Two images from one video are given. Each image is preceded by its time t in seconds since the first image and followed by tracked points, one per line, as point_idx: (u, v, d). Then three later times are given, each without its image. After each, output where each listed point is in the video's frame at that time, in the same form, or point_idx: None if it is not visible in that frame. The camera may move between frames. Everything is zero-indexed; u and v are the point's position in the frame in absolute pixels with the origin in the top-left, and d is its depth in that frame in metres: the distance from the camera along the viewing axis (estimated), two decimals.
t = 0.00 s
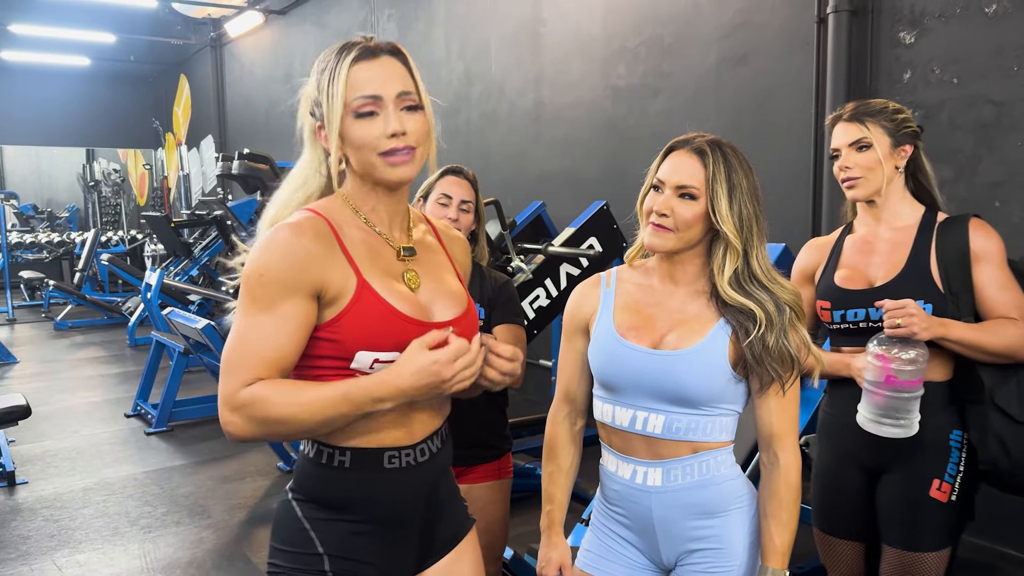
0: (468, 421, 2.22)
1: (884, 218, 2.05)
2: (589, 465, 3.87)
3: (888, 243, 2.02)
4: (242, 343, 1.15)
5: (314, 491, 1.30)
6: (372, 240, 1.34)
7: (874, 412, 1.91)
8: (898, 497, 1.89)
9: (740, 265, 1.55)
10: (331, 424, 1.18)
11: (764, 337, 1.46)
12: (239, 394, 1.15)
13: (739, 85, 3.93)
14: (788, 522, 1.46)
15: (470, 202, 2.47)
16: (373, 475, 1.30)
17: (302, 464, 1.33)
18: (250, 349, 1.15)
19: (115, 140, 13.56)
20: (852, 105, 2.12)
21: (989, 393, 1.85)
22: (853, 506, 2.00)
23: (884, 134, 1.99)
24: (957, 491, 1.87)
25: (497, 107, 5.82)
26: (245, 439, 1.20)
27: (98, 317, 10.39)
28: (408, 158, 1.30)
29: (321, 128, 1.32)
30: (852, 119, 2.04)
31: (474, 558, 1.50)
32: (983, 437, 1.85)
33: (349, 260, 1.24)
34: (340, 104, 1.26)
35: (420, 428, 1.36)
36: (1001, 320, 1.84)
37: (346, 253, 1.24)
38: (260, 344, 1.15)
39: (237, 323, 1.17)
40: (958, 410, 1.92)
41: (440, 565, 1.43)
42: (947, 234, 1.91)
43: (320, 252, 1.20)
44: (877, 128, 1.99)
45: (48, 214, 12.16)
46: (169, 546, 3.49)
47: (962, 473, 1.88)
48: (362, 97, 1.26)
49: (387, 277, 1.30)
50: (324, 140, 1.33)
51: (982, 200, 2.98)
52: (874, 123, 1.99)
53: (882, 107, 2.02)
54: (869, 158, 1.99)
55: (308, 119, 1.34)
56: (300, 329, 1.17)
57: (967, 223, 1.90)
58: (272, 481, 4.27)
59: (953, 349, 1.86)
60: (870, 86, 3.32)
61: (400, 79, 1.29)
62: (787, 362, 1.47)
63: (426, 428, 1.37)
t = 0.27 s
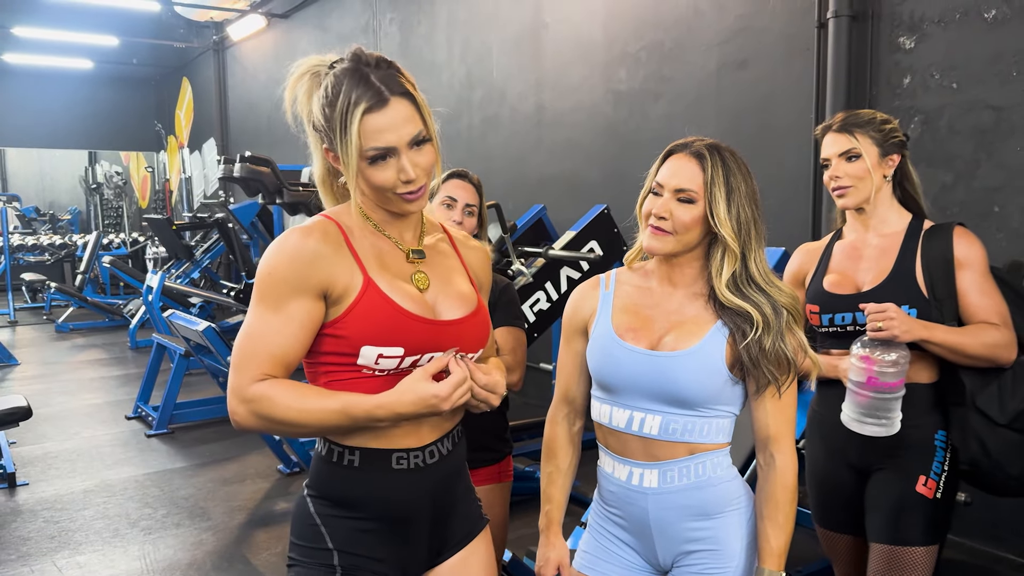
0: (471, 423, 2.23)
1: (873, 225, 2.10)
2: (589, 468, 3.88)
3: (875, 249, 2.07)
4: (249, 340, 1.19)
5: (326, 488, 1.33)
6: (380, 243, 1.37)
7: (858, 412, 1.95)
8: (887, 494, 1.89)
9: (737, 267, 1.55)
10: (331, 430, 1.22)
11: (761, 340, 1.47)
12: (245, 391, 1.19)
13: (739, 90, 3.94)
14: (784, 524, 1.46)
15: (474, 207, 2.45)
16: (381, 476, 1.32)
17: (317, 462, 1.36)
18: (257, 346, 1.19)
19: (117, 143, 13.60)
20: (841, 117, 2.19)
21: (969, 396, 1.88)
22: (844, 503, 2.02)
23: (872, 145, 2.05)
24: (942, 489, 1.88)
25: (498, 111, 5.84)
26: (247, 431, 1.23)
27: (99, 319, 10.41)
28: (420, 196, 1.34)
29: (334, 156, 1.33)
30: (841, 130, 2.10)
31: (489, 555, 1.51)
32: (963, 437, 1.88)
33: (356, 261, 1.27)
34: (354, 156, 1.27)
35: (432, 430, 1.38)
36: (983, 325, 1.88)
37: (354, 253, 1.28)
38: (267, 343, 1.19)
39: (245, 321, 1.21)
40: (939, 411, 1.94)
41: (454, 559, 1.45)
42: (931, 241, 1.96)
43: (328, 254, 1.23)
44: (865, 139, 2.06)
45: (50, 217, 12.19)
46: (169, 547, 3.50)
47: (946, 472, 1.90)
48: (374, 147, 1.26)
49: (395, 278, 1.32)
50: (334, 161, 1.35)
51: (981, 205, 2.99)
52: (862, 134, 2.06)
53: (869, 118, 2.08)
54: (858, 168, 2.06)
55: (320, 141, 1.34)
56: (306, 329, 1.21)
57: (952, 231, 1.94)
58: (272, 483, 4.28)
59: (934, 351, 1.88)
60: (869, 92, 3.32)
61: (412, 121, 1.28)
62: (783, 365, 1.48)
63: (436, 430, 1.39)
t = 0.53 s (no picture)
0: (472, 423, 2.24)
1: (869, 229, 2.11)
2: (589, 468, 3.88)
3: (872, 253, 2.08)
4: (254, 339, 1.19)
5: (331, 483, 1.33)
6: (383, 240, 1.37)
7: (855, 412, 1.97)
8: (881, 489, 1.88)
9: (737, 268, 1.56)
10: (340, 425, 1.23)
11: (759, 340, 1.47)
12: (251, 389, 1.18)
13: (740, 92, 3.95)
14: (781, 524, 1.46)
15: (479, 207, 2.46)
16: (387, 472, 1.32)
17: (323, 457, 1.36)
18: (262, 345, 1.18)
19: (119, 143, 13.62)
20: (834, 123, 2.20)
21: (966, 397, 1.91)
22: (841, 500, 2.03)
23: (867, 149, 2.06)
24: (936, 484, 1.87)
25: (499, 113, 5.85)
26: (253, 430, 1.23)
27: (100, 319, 10.42)
28: (424, 191, 1.34)
29: (343, 146, 1.33)
30: (835, 136, 2.12)
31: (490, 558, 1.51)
32: (960, 437, 1.91)
33: (359, 256, 1.27)
34: (367, 146, 1.28)
35: (437, 426, 1.39)
36: (979, 329, 1.89)
37: (357, 250, 1.28)
38: (273, 340, 1.19)
39: (250, 320, 1.20)
40: (936, 411, 1.95)
41: (457, 559, 1.45)
42: (926, 246, 1.96)
43: (332, 251, 1.23)
44: (860, 144, 2.07)
45: (52, 217, 12.20)
46: (170, 547, 3.50)
47: (941, 469, 1.90)
48: (386, 138, 1.27)
49: (397, 274, 1.33)
50: (342, 153, 1.34)
51: (981, 208, 2.99)
52: (857, 138, 2.07)
53: (863, 123, 2.10)
54: (854, 172, 2.07)
55: (331, 130, 1.34)
56: (312, 326, 1.21)
57: (947, 236, 1.95)
58: (273, 483, 4.28)
59: (936, 357, 1.90)
60: (870, 94, 3.33)
61: (424, 116, 1.29)
62: (781, 365, 1.48)
63: (441, 427, 1.40)
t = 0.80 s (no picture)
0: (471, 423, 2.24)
1: (870, 232, 2.11)
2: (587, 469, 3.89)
3: (873, 255, 2.08)
4: (251, 338, 1.18)
5: (328, 481, 1.33)
6: (381, 238, 1.37)
7: (857, 415, 1.97)
8: (878, 492, 1.90)
9: (739, 260, 1.58)
10: (340, 428, 1.22)
11: (758, 328, 1.48)
12: (248, 388, 1.18)
13: (739, 93, 3.96)
14: (779, 521, 1.47)
15: (477, 207, 2.45)
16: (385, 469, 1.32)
17: (320, 454, 1.36)
18: (259, 344, 1.18)
19: (120, 143, 13.63)
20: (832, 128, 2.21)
21: (959, 400, 1.90)
22: (837, 500, 2.04)
23: (864, 153, 2.07)
24: (933, 489, 1.88)
25: (499, 113, 5.85)
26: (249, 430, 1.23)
27: (100, 319, 10.42)
28: (426, 184, 1.33)
29: (347, 135, 1.33)
30: (832, 142, 2.12)
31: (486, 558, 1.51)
32: (952, 440, 1.89)
33: (357, 256, 1.27)
34: (371, 132, 1.27)
35: (433, 425, 1.39)
36: (978, 333, 1.89)
37: (356, 250, 1.28)
38: (270, 339, 1.18)
39: (247, 318, 1.20)
40: (931, 416, 1.96)
41: (454, 556, 1.45)
42: (928, 249, 1.96)
43: (331, 250, 1.24)
44: (857, 148, 2.07)
45: (52, 216, 12.20)
46: (168, 545, 3.50)
47: (937, 474, 1.91)
48: (392, 125, 1.28)
49: (396, 274, 1.33)
50: (343, 144, 1.34)
51: (980, 210, 2.99)
52: (853, 143, 2.08)
53: (858, 127, 2.11)
54: (853, 176, 2.08)
55: (335, 120, 1.34)
56: (310, 325, 1.21)
57: (949, 239, 1.95)
58: (271, 483, 4.28)
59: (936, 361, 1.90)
60: (869, 96, 3.33)
61: (430, 108, 1.30)
62: (785, 352, 1.49)
63: (439, 425, 1.40)
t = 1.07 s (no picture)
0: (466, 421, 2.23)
1: (866, 232, 2.11)
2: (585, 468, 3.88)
3: (868, 254, 2.08)
4: (240, 342, 1.18)
5: (319, 480, 1.33)
6: (372, 237, 1.36)
7: (847, 414, 1.97)
8: (869, 491, 1.90)
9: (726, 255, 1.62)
10: (333, 430, 1.22)
11: (757, 315, 1.51)
12: (238, 393, 1.18)
13: (738, 92, 3.95)
14: (776, 514, 1.49)
15: (472, 205, 2.45)
16: (376, 469, 1.32)
17: (311, 454, 1.36)
18: (248, 348, 1.18)
19: (119, 142, 13.63)
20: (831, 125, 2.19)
21: (952, 401, 1.89)
22: (831, 499, 2.04)
23: (862, 153, 2.06)
24: (926, 488, 1.89)
25: (498, 112, 5.85)
26: (239, 434, 1.22)
27: (99, 317, 10.41)
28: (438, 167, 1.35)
29: (359, 116, 1.31)
30: (830, 141, 2.12)
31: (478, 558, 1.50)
32: (943, 440, 1.88)
33: (346, 257, 1.27)
34: (399, 114, 1.28)
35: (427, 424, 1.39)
36: (971, 335, 1.89)
37: (346, 251, 1.28)
38: (259, 343, 1.18)
39: (235, 322, 1.19)
40: (921, 417, 1.96)
41: (445, 556, 1.44)
42: (924, 249, 1.96)
43: (320, 251, 1.23)
44: (855, 148, 2.07)
45: (51, 215, 12.20)
46: (165, 544, 3.49)
47: (929, 473, 1.92)
48: (419, 108, 1.29)
49: (386, 273, 1.32)
50: (352, 123, 1.32)
51: (978, 209, 2.99)
52: (851, 143, 2.07)
53: (857, 127, 2.09)
54: (850, 176, 2.07)
55: (343, 104, 1.32)
56: (300, 327, 1.21)
57: (945, 239, 1.94)
58: (269, 482, 4.28)
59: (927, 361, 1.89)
60: (867, 95, 3.32)
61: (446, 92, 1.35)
62: (783, 337, 1.52)
63: (432, 424, 1.40)
